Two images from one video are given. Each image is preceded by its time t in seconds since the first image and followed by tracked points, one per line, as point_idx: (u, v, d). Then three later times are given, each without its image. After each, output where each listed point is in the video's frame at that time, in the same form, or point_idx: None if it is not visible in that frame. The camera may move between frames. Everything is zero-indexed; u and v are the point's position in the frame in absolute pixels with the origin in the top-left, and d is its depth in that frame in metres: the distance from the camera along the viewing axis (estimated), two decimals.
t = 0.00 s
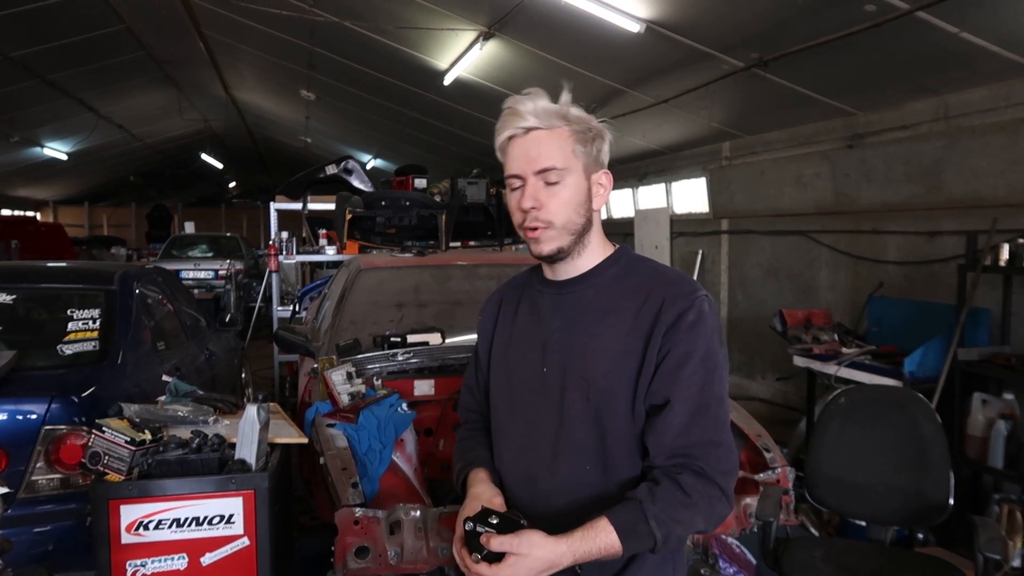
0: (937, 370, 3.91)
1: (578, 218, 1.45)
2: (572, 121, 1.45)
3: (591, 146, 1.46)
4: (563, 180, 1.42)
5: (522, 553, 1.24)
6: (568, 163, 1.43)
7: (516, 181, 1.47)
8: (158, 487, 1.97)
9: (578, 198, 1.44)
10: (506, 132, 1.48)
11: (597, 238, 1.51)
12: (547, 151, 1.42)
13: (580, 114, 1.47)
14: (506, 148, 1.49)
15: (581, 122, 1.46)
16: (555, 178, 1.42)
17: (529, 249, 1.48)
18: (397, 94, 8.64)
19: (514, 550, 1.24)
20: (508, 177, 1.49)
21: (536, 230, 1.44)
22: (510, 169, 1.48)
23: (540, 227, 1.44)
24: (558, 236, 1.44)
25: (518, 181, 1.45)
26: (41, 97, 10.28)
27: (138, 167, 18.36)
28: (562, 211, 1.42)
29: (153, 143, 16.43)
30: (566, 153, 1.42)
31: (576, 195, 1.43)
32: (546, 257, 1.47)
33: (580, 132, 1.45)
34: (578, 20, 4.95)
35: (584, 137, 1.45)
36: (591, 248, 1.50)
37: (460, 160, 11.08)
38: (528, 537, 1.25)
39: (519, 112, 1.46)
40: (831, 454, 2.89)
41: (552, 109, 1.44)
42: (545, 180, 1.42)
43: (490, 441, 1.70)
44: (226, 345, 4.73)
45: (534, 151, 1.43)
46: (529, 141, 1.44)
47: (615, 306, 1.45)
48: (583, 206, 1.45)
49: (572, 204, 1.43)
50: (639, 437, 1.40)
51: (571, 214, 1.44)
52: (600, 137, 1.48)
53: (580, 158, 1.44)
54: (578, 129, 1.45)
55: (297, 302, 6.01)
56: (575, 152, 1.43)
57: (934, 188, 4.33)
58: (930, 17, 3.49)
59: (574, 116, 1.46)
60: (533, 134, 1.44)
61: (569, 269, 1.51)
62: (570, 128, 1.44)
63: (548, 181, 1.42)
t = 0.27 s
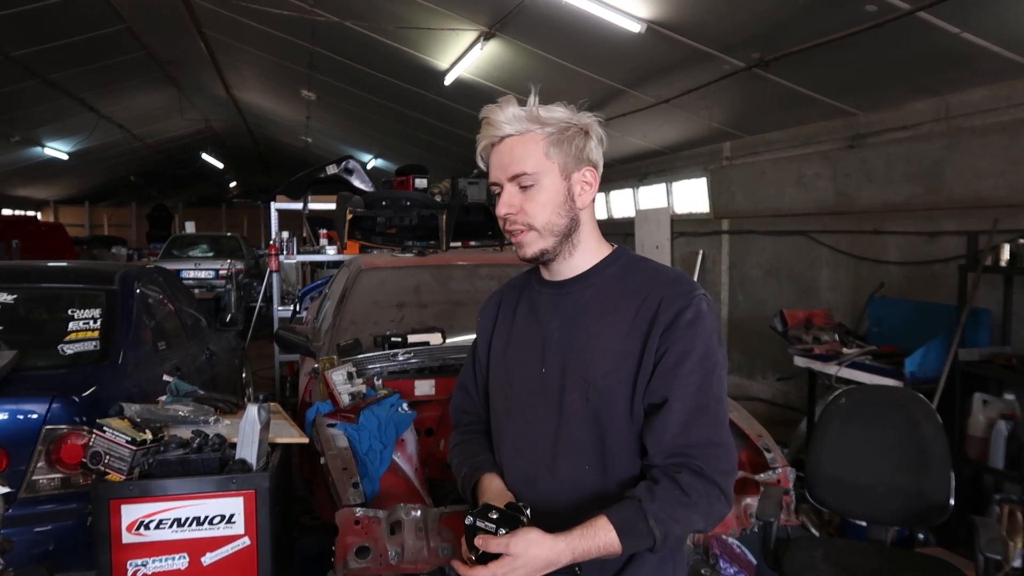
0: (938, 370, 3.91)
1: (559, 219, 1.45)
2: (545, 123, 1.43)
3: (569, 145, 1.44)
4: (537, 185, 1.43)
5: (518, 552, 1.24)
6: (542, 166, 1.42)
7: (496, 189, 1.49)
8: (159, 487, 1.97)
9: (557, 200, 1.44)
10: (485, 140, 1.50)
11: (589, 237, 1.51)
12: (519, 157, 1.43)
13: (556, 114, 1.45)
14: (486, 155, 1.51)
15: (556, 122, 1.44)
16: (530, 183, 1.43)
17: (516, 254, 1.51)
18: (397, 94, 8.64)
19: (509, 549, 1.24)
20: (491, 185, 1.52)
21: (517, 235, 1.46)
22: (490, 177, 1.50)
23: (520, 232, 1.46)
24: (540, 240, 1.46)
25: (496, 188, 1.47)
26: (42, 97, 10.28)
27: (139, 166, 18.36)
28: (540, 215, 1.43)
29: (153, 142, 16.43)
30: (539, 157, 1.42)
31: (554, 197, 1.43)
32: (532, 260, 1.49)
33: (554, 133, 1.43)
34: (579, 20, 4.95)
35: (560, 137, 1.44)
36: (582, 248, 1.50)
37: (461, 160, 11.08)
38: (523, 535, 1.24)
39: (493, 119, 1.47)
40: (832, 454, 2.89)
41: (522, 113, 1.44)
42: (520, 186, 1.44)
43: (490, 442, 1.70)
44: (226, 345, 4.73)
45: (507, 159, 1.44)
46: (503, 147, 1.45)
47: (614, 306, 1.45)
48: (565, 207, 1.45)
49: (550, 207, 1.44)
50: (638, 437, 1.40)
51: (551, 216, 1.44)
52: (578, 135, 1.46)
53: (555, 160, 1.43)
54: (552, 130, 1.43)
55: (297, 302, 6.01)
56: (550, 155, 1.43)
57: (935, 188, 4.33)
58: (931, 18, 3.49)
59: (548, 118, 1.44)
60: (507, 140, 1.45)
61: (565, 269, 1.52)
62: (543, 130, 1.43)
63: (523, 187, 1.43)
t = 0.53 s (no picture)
0: (939, 370, 3.91)
1: (548, 224, 1.45)
2: (526, 129, 1.43)
3: (552, 148, 1.44)
4: (523, 193, 1.43)
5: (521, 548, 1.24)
6: (526, 173, 1.42)
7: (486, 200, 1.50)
8: (160, 487, 1.97)
9: (544, 206, 1.44)
10: (471, 151, 1.51)
11: (583, 238, 1.50)
12: (502, 167, 1.43)
13: (536, 119, 1.44)
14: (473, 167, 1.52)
15: (537, 127, 1.44)
16: (516, 192, 1.43)
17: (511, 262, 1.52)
18: (398, 94, 8.64)
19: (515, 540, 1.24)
20: (481, 196, 1.53)
21: (509, 244, 1.47)
22: (480, 188, 1.51)
23: (512, 241, 1.47)
24: (531, 247, 1.46)
25: (485, 199, 1.48)
26: (42, 97, 10.28)
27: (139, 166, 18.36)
28: (529, 222, 1.44)
29: (154, 142, 16.43)
30: (521, 165, 1.42)
31: (541, 203, 1.43)
32: (527, 267, 1.50)
33: (535, 139, 1.43)
34: (581, 19, 4.95)
35: (542, 142, 1.43)
36: (576, 249, 1.50)
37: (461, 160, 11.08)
38: (535, 525, 1.25)
39: (475, 130, 1.47)
40: (833, 454, 2.88)
41: (501, 122, 1.44)
42: (507, 196, 1.44)
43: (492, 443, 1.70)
44: (227, 345, 4.73)
45: (492, 170, 1.45)
46: (488, 158, 1.46)
47: (614, 306, 1.45)
48: (553, 211, 1.45)
49: (538, 213, 1.44)
50: (639, 437, 1.40)
51: (540, 221, 1.44)
52: (561, 137, 1.45)
53: (539, 165, 1.42)
54: (533, 135, 1.43)
55: (298, 302, 6.01)
56: (533, 161, 1.42)
57: (936, 188, 4.34)
58: (932, 18, 3.49)
59: (528, 123, 1.43)
60: (490, 151, 1.45)
61: (562, 271, 1.52)
62: (524, 136, 1.43)
63: (509, 197, 1.44)
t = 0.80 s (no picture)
0: (942, 370, 3.90)
1: (543, 225, 1.44)
2: (515, 132, 1.42)
3: (543, 150, 1.43)
4: (516, 196, 1.42)
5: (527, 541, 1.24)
6: (517, 177, 1.42)
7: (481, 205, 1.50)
8: (162, 485, 1.96)
9: (538, 208, 1.43)
10: (463, 157, 1.51)
11: (580, 236, 1.50)
12: (493, 172, 1.43)
13: (525, 121, 1.44)
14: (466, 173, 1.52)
15: (527, 130, 1.43)
16: (509, 196, 1.43)
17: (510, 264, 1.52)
18: (400, 93, 8.65)
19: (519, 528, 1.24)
20: (476, 200, 1.53)
21: (505, 248, 1.47)
22: (474, 193, 1.51)
23: (508, 244, 1.47)
24: (527, 249, 1.46)
25: (479, 203, 1.48)
26: (45, 96, 10.30)
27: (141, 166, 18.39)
28: (523, 225, 1.43)
29: (155, 142, 16.46)
30: (512, 168, 1.41)
31: (534, 205, 1.43)
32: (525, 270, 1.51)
33: (526, 141, 1.42)
34: (583, 19, 4.96)
35: (532, 144, 1.42)
36: (574, 248, 1.50)
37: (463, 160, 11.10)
38: (534, 520, 1.24)
39: (466, 136, 1.47)
40: (835, 454, 2.88)
41: (490, 126, 1.43)
42: (500, 200, 1.44)
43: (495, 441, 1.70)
44: (229, 344, 4.73)
45: (484, 175, 1.45)
46: (479, 163, 1.45)
47: (614, 302, 1.45)
48: (546, 212, 1.44)
49: (532, 215, 1.43)
50: (641, 433, 1.40)
51: (535, 223, 1.44)
52: (551, 138, 1.44)
53: (530, 168, 1.42)
54: (523, 138, 1.42)
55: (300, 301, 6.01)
56: (524, 164, 1.42)
57: (938, 187, 4.33)
58: (934, 17, 3.49)
59: (517, 126, 1.43)
60: (482, 156, 1.45)
61: (561, 270, 1.52)
62: (514, 139, 1.42)
63: (502, 201, 1.44)
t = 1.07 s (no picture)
0: (945, 366, 3.89)
1: (540, 222, 1.44)
2: (513, 128, 1.41)
3: (540, 146, 1.42)
4: (513, 192, 1.42)
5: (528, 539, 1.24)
6: (513, 173, 1.41)
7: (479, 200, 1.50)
8: (165, 480, 1.96)
9: (535, 204, 1.43)
10: (462, 152, 1.50)
11: (579, 232, 1.50)
12: (491, 168, 1.42)
13: (523, 117, 1.43)
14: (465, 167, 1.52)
15: (524, 125, 1.42)
16: (506, 192, 1.42)
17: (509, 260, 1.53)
18: (402, 89, 8.64)
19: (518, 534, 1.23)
20: (475, 196, 1.52)
21: (503, 244, 1.47)
22: (473, 188, 1.51)
23: (506, 240, 1.47)
24: (526, 246, 1.46)
25: (477, 199, 1.47)
26: (47, 93, 10.31)
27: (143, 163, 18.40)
28: (521, 221, 1.43)
29: (157, 139, 16.46)
30: (509, 165, 1.41)
31: (532, 202, 1.43)
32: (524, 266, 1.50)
33: (523, 137, 1.41)
34: (586, 15, 4.95)
35: (530, 140, 1.41)
36: (573, 244, 1.49)
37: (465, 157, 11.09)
38: (535, 521, 1.24)
39: (463, 131, 1.46)
40: (837, 449, 2.88)
41: (487, 121, 1.42)
42: (497, 196, 1.44)
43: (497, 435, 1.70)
44: (232, 339, 4.74)
45: (481, 171, 1.44)
46: (477, 158, 1.45)
47: (614, 298, 1.45)
48: (543, 208, 1.44)
49: (529, 211, 1.43)
50: (642, 429, 1.40)
51: (532, 220, 1.44)
52: (549, 133, 1.43)
53: (528, 164, 1.41)
54: (520, 134, 1.41)
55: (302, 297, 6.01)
56: (521, 160, 1.41)
57: (941, 183, 4.33)
58: (938, 12, 3.48)
59: (515, 121, 1.42)
60: (479, 151, 1.45)
61: (561, 265, 1.51)
62: (511, 135, 1.41)
63: (500, 196, 1.43)
